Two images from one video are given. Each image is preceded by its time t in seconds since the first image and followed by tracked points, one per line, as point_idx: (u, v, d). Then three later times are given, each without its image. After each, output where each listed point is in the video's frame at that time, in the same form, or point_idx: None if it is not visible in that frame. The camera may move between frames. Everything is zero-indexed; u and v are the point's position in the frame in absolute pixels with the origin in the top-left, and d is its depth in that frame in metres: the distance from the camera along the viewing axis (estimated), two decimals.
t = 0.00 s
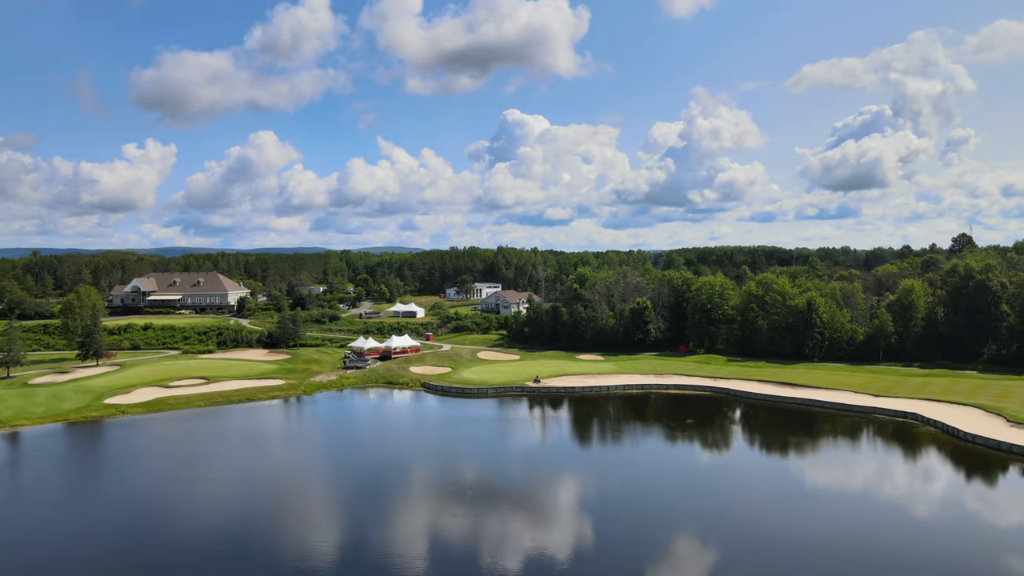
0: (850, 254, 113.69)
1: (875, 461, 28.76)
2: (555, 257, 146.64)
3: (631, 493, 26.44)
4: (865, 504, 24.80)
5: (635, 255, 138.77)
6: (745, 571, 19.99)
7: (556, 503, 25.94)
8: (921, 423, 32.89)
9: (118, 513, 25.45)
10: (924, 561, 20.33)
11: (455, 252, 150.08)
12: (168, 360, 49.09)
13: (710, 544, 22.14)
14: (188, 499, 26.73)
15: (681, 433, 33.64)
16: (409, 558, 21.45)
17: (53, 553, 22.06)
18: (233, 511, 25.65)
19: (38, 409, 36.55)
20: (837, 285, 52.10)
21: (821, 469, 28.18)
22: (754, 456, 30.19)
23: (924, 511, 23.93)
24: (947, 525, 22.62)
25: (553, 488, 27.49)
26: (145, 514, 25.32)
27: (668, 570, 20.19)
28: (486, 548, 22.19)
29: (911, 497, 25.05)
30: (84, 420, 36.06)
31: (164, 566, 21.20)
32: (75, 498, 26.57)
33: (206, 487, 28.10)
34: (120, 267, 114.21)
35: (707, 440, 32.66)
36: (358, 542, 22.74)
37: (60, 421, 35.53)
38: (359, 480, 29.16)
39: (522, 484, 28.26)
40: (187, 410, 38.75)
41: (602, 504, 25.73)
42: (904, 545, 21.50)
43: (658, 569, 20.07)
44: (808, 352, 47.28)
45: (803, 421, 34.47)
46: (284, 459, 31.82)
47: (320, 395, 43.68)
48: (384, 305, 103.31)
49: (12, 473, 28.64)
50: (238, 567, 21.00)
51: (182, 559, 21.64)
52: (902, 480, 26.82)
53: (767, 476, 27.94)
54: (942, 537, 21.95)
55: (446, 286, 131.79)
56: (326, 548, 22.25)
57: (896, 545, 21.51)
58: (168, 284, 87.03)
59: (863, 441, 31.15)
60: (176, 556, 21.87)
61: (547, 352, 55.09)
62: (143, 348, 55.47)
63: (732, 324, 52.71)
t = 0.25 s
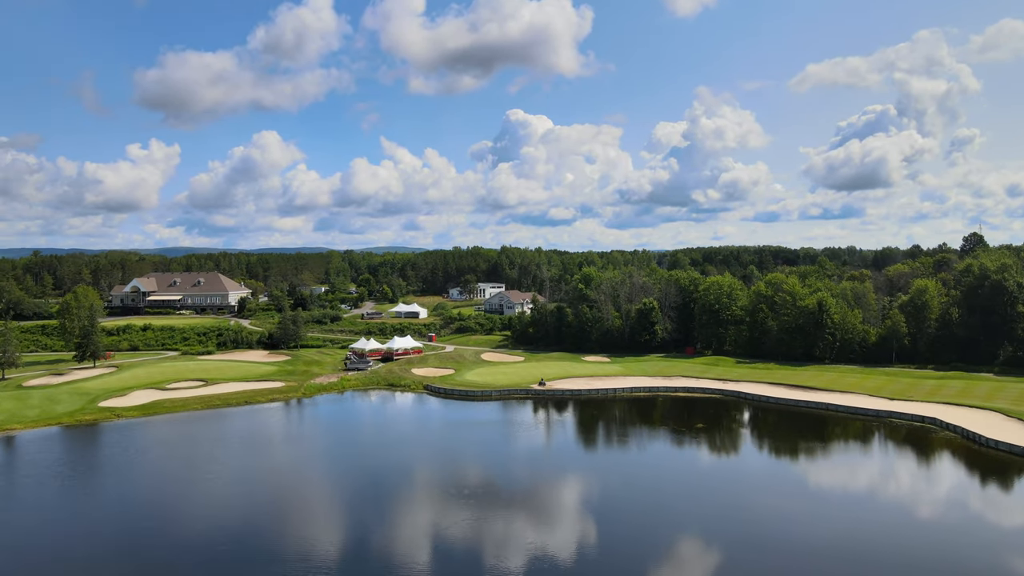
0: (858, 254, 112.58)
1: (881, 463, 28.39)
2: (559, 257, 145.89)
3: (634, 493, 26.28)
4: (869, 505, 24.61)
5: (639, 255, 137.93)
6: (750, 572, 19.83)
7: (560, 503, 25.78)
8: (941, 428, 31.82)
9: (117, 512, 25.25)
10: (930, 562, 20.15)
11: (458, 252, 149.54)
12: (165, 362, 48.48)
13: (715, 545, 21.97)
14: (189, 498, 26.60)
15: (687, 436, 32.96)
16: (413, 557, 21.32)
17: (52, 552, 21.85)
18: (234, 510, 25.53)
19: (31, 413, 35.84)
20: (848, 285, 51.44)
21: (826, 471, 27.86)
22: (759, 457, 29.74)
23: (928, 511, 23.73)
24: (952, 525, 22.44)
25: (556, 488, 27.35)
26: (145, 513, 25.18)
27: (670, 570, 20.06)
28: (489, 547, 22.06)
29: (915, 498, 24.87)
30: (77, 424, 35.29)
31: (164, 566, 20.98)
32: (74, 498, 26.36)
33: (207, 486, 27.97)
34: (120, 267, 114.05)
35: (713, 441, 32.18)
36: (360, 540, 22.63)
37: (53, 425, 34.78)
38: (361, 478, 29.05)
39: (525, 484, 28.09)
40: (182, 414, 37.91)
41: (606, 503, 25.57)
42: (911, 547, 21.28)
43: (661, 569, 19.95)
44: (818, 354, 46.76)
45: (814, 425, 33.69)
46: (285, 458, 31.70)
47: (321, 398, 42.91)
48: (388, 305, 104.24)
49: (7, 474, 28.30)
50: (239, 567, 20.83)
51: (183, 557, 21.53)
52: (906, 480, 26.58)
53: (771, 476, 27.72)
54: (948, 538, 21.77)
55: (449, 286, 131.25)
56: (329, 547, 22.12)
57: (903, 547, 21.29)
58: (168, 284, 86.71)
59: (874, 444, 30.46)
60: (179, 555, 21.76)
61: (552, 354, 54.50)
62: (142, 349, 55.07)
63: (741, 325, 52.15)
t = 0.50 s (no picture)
0: (862, 254, 111.77)
1: (885, 464, 27.97)
2: (561, 257, 145.14)
3: (634, 493, 26.05)
4: (870, 505, 24.38)
5: (642, 255, 137.17)
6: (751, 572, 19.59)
7: (560, 502, 25.51)
8: (956, 433, 30.93)
9: (111, 512, 24.91)
10: (932, 561, 19.94)
11: (459, 252, 148.87)
12: (160, 364, 47.79)
13: (716, 545, 21.72)
14: (185, 498, 26.29)
15: (692, 438, 32.31)
16: (411, 556, 21.08)
17: (43, 553, 21.49)
18: (231, 509, 25.28)
19: (19, 417, 35.01)
20: (856, 285, 50.84)
21: (828, 471, 27.52)
22: (762, 458, 29.26)
23: (929, 511, 23.50)
24: (953, 525, 22.21)
25: (555, 487, 27.12)
26: (140, 512, 24.88)
27: (670, 570, 19.80)
28: (489, 548, 21.77)
29: (916, 497, 24.63)
30: (66, 428, 34.42)
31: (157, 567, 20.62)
32: (66, 499, 25.97)
33: (203, 486, 27.69)
34: (117, 267, 113.51)
35: (716, 442, 31.71)
36: (357, 539, 22.39)
37: (41, 429, 33.92)
38: (359, 477, 28.82)
39: (524, 483, 27.82)
40: (174, 418, 36.98)
41: (607, 503, 25.31)
42: (913, 548, 21.05)
43: (661, 570, 19.69)
44: (827, 356, 46.07)
45: (821, 427, 33.07)
46: (283, 457, 31.41)
47: (318, 401, 42.00)
48: (388, 305, 104.03)
49: None
50: (235, 567, 20.53)
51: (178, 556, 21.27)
52: (910, 481, 26.20)
53: (772, 476, 27.43)
54: (950, 538, 21.54)
55: (450, 286, 130.54)
56: (327, 546, 21.87)
57: (904, 547, 21.08)
58: (165, 284, 86.16)
59: (881, 447, 29.92)
60: (174, 554, 21.50)
61: (555, 355, 53.84)
62: (137, 350, 54.48)
63: (747, 326, 51.54)
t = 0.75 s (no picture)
0: (865, 254, 111.18)
1: (892, 467, 27.50)
2: (561, 257, 144.51)
3: (635, 493, 25.70)
4: (874, 505, 24.03)
5: (643, 255, 136.55)
6: (752, 572, 19.25)
7: (560, 502, 25.13)
8: (972, 437, 29.93)
9: (104, 513, 24.53)
10: (934, 561, 19.66)
11: (459, 252, 148.22)
12: (153, 366, 47.08)
13: (718, 544, 21.42)
14: (180, 498, 25.90)
15: (696, 441, 31.75)
16: (411, 556, 20.70)
17: (34, 553, 21.19)
18: (226, 509, 24.86)
19: (6, 420, 34.09)
20: (864, 285, 50.41)
21: (834, 474, 27.05)
22: (767, 461, 28.79)
23: (930, 511, 23.25)
24: (955, 526, 21.92)
25: (555, 487, 26.77)
26: (133, 512, 24.54)
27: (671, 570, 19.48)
28: (489, 547, 21.42)
29: (916, 498, 24.39)
30: (53, 432, 33.44)
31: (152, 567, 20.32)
32: (57, 500, 25.59)
33: (198, 486, 27.28)
34: (113, 267, 112.68)
35: (720, 444, 31.22)
36: (353, 539, 22.00)
37: (28, 433, 32.96)
38: (356, 476, 28.45)
39: (524, 483, 27.41)
40: (164, 422, 35.85)
41: (607, 503, 24.93)
42: (917, 548, 20.77)
43: (662, 570, 19.37)
44: (834, 357, 45.53)
45: (828, 430, 32.45)
46: (280, 457, 30.98)
47: (315, 404, 41.00)
48: (386, 305, 103.60)
49: None
50: (230, 568, 20.18)
51: (172, 557, 20.94)
52: (917, 483, 25.78)
53: (776, 477, 27.02)
54: (952, 538, 21.25)
55: (450, 286, 129.90)
56: (325, 547, 21.49)
57: (908, 548, 20.79)
58: (161, 284, 85.53)
59: (889, 449, 29.40)
60: (167, 554, 21.18)
61: (557, 357, 53.26)
62: (132, 351, 53.97)
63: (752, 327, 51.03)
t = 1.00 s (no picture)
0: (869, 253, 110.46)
1: (900, 469, 26.98)
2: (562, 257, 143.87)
3: (636, 494, 25.32)
4: (880, 506, 23.60)
5: (645, 254, 135.85)
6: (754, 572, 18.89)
7: (560, 502, 24.73)
8: (990, 443, 28.75)
9: (97, 515, 24.17)
10: (935, 562, 19.31)
11: (459, 252, 147.63)
12: (146, 368, 46.44)
13: (719, 545, 21.04)
14: (175, 499, 25.50)
15: (700, 444, 31.20)
16: (408, 557, 20.33)
17: (23, 556, 20.86)
18: (221, 510, 24.47)
19: None
20: (871, 286, 49.99)
21: (840, 476, 26.56)
22: (772, 463, 28.26)
23: (930, 512, 22.93)
24: (964, 529, 21.43)
25: (556, 487, 26.38)
26: (126, 514, 24.17)
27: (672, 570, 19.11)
28: (489, 548, 21.03)
29: (923, 500, 23.93)
30: (40, 436, 32.66)
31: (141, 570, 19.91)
32: (50, 502, 25.18)
33: (192, 487, 26.90)
34: (109, 267, 112.15)
35: (724, 446, 30.70)
36: (350, 540, 21.58)
37: (14, 438, 32.20)
38: (354, 476, 28.05)
39: (525, 484, 26.97)
40: (154, 425, 35.05)
41: (608, 504, 24.51)
42: (921, 550, 20.39)
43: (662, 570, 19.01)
44: (842, 359, 44.99)
45: (835, 433, 31.81)
46: (277, 458, 30.52)
47: (311, 406, 40.22)
48: (383, 305, 103.34)
49: None
50: (224, 569, 19.84)
51: (162, 560, 20.58)
52: (924, 485, 25.29)
53: (780, 478, 26.60)
54: (958, 541, 20.84)
55: (450, 286, 129.31)
56: (320, 548, 21.11)
57: (912, 550, 20.39)
58: (157, 284, 85.05)
59: (897, 452, 28.80)
60: (160, 556, 20.83)
61: (559, 358, 52.74)
62: (126, 352, 53.47)
63: (758, 328, 50.74)
